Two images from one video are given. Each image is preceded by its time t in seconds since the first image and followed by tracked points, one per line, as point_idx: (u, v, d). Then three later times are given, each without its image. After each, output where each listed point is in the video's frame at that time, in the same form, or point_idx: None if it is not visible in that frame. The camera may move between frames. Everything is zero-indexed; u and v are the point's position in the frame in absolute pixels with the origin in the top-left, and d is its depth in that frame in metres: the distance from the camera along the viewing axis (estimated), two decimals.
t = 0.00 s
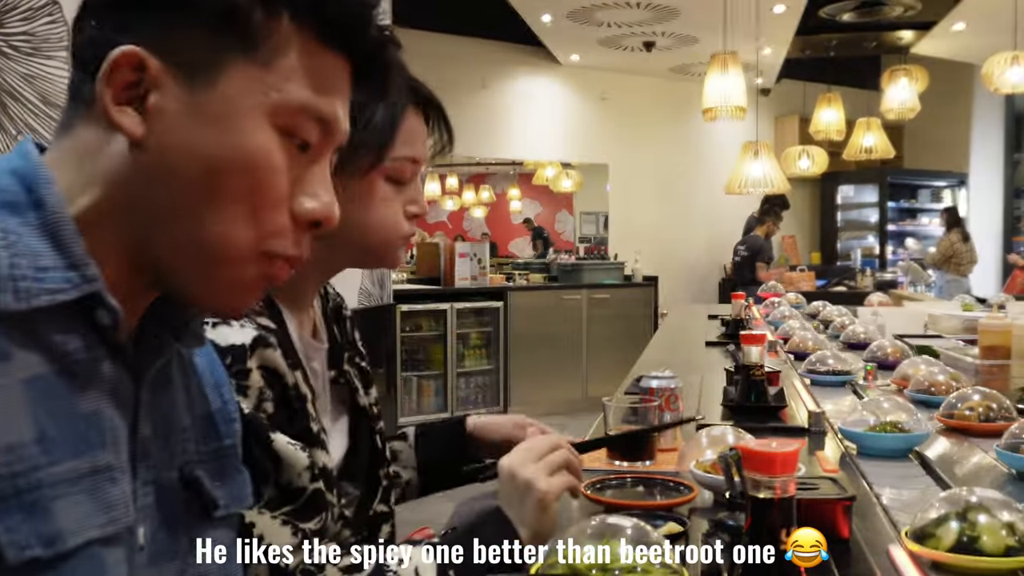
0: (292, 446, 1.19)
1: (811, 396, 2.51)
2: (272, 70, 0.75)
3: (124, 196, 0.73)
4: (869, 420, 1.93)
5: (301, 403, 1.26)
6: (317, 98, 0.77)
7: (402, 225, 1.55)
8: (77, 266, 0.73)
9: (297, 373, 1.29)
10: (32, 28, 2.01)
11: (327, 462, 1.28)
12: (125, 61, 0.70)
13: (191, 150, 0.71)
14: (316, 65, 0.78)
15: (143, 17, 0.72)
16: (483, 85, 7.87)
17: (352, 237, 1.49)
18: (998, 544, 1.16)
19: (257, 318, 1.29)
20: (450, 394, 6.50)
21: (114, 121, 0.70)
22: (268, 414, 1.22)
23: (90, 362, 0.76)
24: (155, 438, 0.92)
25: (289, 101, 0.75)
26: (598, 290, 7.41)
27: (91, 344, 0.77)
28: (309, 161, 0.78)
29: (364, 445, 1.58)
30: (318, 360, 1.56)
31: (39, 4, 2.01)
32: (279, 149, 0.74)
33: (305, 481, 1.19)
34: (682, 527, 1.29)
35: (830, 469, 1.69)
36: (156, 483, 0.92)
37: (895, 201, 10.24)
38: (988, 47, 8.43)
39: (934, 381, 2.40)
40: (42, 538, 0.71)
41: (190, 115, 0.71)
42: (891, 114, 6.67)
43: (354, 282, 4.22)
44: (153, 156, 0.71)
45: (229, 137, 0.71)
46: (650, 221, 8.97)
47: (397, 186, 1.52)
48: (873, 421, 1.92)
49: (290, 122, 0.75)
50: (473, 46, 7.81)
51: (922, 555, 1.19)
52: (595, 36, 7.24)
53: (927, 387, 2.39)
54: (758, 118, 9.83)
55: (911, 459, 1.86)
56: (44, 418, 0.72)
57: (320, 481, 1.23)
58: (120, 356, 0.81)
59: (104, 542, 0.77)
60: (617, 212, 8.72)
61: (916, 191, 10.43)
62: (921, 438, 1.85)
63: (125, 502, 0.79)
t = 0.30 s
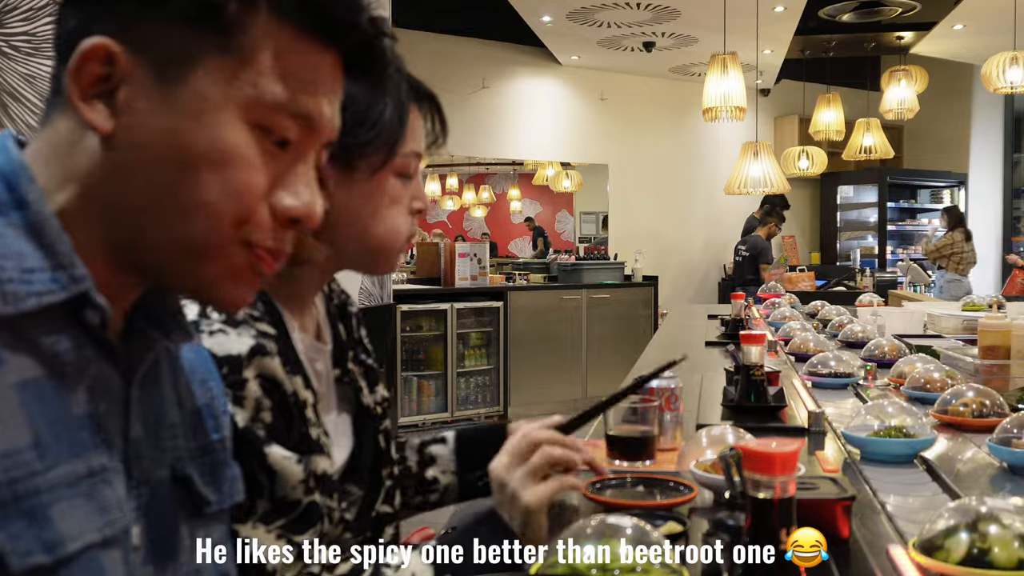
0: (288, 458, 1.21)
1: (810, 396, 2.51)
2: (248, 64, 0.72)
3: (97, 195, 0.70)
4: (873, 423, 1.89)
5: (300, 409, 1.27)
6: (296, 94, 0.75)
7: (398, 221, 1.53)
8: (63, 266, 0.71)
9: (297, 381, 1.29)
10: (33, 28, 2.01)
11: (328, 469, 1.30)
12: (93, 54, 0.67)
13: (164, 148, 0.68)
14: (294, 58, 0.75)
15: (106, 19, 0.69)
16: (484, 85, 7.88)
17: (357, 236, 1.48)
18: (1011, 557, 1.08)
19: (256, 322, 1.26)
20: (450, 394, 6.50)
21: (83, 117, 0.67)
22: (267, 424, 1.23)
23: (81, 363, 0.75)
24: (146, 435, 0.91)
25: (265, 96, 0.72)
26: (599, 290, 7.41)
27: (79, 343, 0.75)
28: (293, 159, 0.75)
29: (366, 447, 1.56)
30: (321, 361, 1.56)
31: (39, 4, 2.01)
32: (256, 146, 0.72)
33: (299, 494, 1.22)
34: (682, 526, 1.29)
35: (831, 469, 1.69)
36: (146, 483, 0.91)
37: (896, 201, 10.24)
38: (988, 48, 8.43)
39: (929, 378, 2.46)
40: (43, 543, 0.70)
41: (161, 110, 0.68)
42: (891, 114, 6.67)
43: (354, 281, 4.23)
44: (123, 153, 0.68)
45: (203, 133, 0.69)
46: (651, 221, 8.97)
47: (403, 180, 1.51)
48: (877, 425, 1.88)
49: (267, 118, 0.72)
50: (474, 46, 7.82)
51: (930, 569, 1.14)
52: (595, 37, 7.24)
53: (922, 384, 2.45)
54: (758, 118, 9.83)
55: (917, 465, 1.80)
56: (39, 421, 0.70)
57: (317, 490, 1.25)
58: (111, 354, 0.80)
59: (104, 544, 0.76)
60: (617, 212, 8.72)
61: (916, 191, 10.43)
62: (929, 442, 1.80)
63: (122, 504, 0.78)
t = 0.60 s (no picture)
0: (300, 472, 1.19)
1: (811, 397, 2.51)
2: (249, 62, 0.72)
3: (103, 203, 0.72)
4: (878, 429, 1.86)
5: (310, 421, 1.24)
6: (298, 85, 0.74)
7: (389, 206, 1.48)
8: (52, 274, 0.74)
9: (308, 393, 1.27)
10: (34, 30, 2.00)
11: (334, 477, 1.26)
12: (90, 65, 0.69)
13: (164, 157, 0.70)
14: (298, 46, 0.74)
15: (98, 25, 0.71)
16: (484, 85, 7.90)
17: (348, 233, 1.45)
18: None
19: (265, 334, 1.26)
20: (450, 395, 6.51)
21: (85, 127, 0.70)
22: (277, 436, 1.21)
23: (72, 372, 0.78)
24: (142, 444, 0.93)
25: (268, 94, 0.72)
26: (599, 290, 7.42)
27: (71, 350, 0.78)
28: (299, 153, 0.74)
29: (370, 446, 1.57)
30: (326, 363, 1.54)
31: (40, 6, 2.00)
32: (261, 147, 0.72)
33: (307, 507, 1.20)
34: (683, 528, 1.29)
35: (832, 470, 1.69)
36: (142, 492, 0.94)
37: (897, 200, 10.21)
38: (990, 47, 8.42)
39: (927, 377, 2.53)
40: (31, 561, 0.72)
41: (158, 118, 0.70)
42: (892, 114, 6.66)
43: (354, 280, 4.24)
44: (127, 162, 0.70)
45: (203, 139, 0.70)
46: (651, 221, 8.96)
47: (389, 172, 1.48)
48: (882, 432, 1.85)
49: (270, 115, 0.72)
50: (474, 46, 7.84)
51: None
52: (595, 36, 7.24)
53: (920, 383, 2.52)
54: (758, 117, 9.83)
55: (923, 471, 1.77)
56: (29, 436, 0.73)
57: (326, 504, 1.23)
58: (106, 361, 0.81)
59: (96, 557, 0.77)
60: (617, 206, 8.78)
61: (917, 190, 10.39)
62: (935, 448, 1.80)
63: (114, 516, 0.80)
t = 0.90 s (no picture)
0: (275, 463, 1.21)
1: (810, 396, 2.51)
2: (268, 59, 0.72)
3: (131, 215, 0.70)
4: (882, 434, 1.81)
5: (289, 410, 1.28)
6: (313, 79, 0.76)
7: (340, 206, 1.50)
8: (59, 279, 0.71)
9: (288, 382, 1.31)
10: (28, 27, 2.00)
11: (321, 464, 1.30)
12: (116, 77, 0.66)
13: (205, 165, 0.69)
14: (307, 42, 0.76)
15: (108, 34, 0.68)
16: (484, 85, 7.89)
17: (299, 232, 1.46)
18: None
19: (242, 326, 1.29)
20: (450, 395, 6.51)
21: (115, 142, 0.67)
22: (256, 427, 1.24)
23: (76, 375, 0.76)
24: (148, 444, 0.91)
25: (291, 90, 0.74)
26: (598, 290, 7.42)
27: (75, 355, 0.76)
28: (316, 148, 0.77)
29: (364, 437, 1.59)
30: (313, 356, 1.53)
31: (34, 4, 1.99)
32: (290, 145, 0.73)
33: (285, 500, 1.20)
34: (682, 526, 1.29)
35: (831, 469, 1.69)
36: (148, 493, 0.91)
37: (895, 201, 10.22)
38: (989, 47, 8.43)
39: (921, 373, 2.56)
40: (34, 567, 0.71)
41: (190, 126, 0.69)
42: (892, 114, 6.65)
43: (353, 280, 4.23)
44: (161, 174, 0.69)
45: (241, 144, 0.70)
46: (651, 221, 8.96)
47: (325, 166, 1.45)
48: (885, 436, 1.80)
49: (295, 112, 0.74)
50: (473, 47, 7.84)
51: None
52: (595, 37, 7.25)
53: (916, 378, 2.55)
54: (757, 117, 9.83)
55: (929, 477, 1.73)
56: (32, 440, 0.71)
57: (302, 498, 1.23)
58: (113, 365, 0.80)
59: (100, 562, 0.77)
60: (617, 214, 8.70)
61: (916, 191, 10.40)
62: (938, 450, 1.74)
63: (118, 520, 0.80)
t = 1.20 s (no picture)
0: (256, 459, 1.25)
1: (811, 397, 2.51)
2: (247, 49, 0.75)
3: (108, 201, 0.73)
4: (887, 440, 1.77)
5: (266, 410, 1.32)
6: (292, 70, 0.79)
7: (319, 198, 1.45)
8: (42, 278, 0.74)
9: (264, 381, 1.33)
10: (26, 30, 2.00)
11: (308, 463, 1.36)
12: (92, 62, 0.69)
13: (180, 149, 0.72)
14: (287, 35, 0.79)
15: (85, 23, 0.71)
16: (484, 85, 7.88)
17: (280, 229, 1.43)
18: None
19: (219, 326, 1.33)
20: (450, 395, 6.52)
21: (91, 126, 0.70)
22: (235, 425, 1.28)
23: (63, 375, 0.77)
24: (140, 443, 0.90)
25: (270, 80, 0.77)
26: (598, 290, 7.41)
27: (61, 355, 0.77)
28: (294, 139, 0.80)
29: (359, 435, 1.59)
30: (302, 356, 1.53)
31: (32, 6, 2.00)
32: (267, 133, 0.76)
33: (268, 497, 1.24)
34: (682, 527, 1.29)
35: (830, 469, 1.69)
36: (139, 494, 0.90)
37: (897, 201, 10.21)
38: (990, 47, 8.42)
39: (919, 372, 2.59)
40: (20, 569, 0.72)
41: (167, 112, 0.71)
42: (892, 114, 6.65)
43: (354, 280, 4.24)
44: (136, 157, 0.71)
45: (216, 129, 0.73)
46: (650, 222, 8.96)
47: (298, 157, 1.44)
48: (890, 442, 1.76)
49: (272, 101, 0.77)
50: (473, 47, 7.83)
51: None
52: (595, 36, 7.23)
53: (914, 375, 2.59)
54: (758, 118, 9.82)
55: (936, 484, 1.68)
56: (19, 441, 0.72)
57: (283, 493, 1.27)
58: (102, 365, 0.82)
59: (87, 565, 0.78)
60: (617, 213, 8.70)
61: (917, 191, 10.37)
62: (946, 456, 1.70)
63: (106, 522, 0.81)
